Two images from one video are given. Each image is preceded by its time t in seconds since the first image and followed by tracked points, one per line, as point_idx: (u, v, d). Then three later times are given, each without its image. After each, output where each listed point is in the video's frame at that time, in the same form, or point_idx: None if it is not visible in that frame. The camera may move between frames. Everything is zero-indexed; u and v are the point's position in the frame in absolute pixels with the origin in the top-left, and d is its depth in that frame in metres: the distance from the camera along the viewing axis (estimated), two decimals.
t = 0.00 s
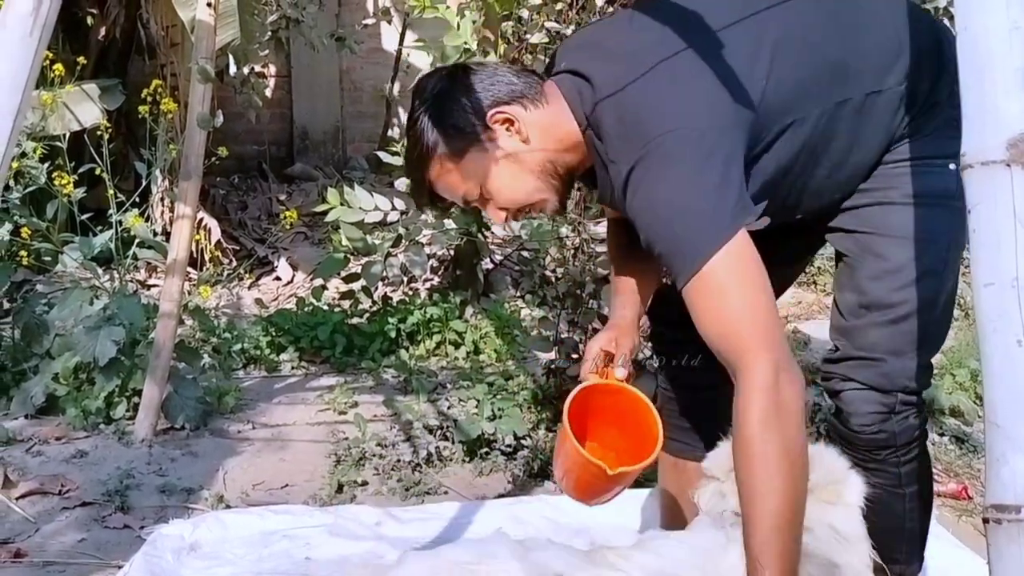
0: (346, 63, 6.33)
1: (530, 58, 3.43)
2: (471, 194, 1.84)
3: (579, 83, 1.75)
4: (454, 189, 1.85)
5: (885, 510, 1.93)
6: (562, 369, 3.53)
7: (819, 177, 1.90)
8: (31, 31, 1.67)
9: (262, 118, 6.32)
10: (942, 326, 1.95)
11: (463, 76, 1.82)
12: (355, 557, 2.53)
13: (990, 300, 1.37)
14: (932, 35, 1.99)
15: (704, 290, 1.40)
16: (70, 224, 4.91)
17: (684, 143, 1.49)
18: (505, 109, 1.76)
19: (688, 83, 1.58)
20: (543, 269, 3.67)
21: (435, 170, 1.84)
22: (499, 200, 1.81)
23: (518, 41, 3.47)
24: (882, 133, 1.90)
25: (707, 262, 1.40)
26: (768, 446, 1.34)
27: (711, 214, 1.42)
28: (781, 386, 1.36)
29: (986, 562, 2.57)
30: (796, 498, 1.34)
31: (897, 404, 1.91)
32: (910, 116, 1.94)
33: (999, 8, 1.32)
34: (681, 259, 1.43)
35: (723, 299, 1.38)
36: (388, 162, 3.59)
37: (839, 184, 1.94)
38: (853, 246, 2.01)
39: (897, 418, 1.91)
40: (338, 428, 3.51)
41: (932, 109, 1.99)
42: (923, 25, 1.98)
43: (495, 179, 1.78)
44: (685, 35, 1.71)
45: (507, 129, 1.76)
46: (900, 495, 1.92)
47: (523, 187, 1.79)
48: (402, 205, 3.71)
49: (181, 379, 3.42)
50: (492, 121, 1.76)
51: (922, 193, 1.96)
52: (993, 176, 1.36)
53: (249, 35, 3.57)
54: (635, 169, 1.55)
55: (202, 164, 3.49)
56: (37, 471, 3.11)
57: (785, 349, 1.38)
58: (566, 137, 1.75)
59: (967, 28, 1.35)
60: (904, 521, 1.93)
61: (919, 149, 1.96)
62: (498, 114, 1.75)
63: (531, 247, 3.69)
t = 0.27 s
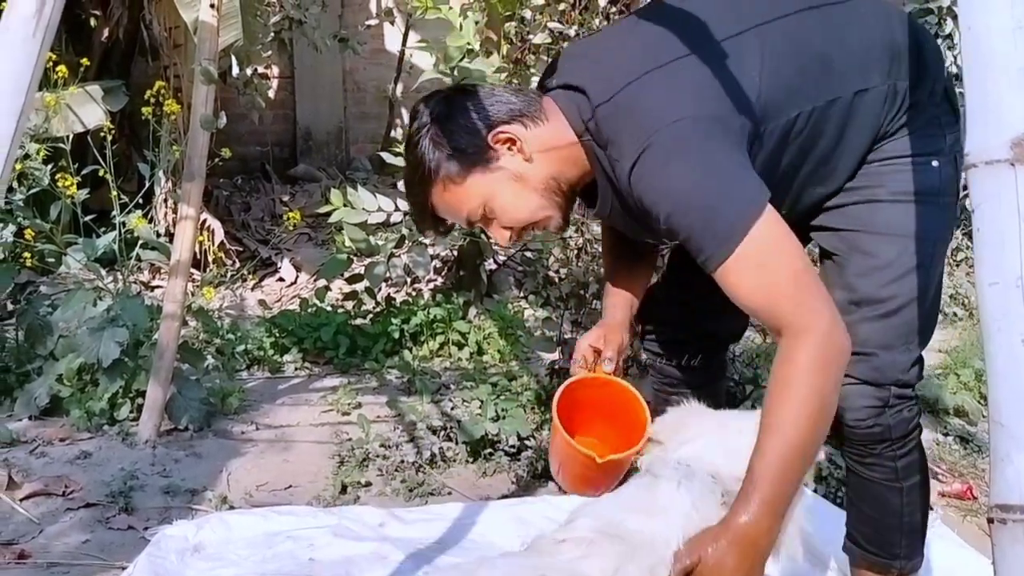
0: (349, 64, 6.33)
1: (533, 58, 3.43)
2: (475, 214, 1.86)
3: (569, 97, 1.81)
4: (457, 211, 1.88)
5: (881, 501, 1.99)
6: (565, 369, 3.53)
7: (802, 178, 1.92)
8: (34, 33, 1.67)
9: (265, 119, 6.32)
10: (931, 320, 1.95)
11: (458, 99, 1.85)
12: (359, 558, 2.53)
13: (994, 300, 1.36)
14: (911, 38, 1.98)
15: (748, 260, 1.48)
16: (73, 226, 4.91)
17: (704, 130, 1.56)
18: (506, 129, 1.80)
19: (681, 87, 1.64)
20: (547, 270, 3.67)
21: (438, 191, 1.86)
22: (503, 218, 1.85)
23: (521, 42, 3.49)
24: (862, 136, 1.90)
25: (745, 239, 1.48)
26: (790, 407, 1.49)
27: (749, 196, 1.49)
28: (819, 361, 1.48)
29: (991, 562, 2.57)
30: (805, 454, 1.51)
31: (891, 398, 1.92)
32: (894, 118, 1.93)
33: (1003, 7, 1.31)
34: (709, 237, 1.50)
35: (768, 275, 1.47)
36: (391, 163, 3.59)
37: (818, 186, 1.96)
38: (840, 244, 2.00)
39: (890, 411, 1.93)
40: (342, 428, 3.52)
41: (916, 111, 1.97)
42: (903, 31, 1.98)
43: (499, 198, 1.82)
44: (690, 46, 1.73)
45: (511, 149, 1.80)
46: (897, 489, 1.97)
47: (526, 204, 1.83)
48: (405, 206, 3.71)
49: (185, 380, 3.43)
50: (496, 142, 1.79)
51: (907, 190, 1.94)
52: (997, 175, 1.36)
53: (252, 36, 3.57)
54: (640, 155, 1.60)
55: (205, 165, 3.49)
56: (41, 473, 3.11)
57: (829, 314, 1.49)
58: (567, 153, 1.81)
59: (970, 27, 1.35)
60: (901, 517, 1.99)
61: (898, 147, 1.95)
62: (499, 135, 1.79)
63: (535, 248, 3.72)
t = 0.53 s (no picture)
0: (353, 64, 6.33)
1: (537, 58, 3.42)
2: (432, 146, 1.87)
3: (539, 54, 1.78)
4: (416, 140, 1.88)
5: (875, 499, 1.97)
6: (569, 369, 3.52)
7: (770, 162, 1.89)
8: (38, 34, 1.67)
9: (270, 120, 6.33)
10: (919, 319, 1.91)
11: (430, 32, 1.85)
12: (364, 558, 2.53)
13: (999, 299, 1.36)
14: (901, 32, 1.92)
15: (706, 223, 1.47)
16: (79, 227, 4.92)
17: (659, 98, 1.52)
18: (472, 67, 1.80)
19: (648, 63, 1.58)
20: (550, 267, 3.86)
21: (398, 119, 1.87)
22: (459, 152, 1.85)
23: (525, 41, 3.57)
24: (835, 126, 1.86)
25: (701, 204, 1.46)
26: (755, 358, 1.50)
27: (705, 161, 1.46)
28: (780, 311, 1.48)
29: (997, 563, 2.56)
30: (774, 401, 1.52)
31: (879, 394, 1.90)
32: (876, 114, 1.88)
33: (1007, 7, 1.31)
34: (664, 202, 1.48)
35: (727, 235, 1.47)
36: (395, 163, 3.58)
37: (791, 174, 1.92)
38: (826, 246, 1.97)
39: (879, 406, 1.91)
40: (346, 429, 3.51)
41: (902, 107, 1.91)
42: (892, 24, 1.91)
43: (456, 133, 1.82)
44: (685, 33, 1.66)
45: (473, 85, 1.80)
46: (889, 484, 1.95)
47: (482, 143, 1.83)
48: (409, 207, 3.73)
49: (189, 381, 3.43)
50: (459, 77, 1.79)
51: (891, 190, 1.90)
52: (1002, 175, 1.35)
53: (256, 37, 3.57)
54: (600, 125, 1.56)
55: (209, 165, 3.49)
56: (46, 473, 3.11)
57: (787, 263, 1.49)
58: (528, 97, 1.79)
59: (975, 26, 1.34)
60: (894, 510, 1.97)
61: (881, 146, 1.90)
62: (465, 71, 1.79)
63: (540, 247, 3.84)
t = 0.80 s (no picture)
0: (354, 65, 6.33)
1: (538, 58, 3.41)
2: (434, 183, 1.81)
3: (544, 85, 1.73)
4: (416, 176, 1.82)
5: (876, 499, 1.97)
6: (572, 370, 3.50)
7: (770, 176, 1.86)
8: (39, 35, 1.67)
9: (271, 121, 6.34)
10: (919, 318, 1.90)
11: (435, 68, 1.80)
12: (366, 559, 2.53)
13: (1000, 299, 1.35)
14: (891, 34, 1.89)
15: (672, 277, 1.47)
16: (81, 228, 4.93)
17: (657, 132, 1.50)
18: (477, 106, 1.73)
19: (652, 88, 1.55)
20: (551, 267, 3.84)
21: (398, 156, 1.81)
22: (461, 192, 1.80)
23: (526, 43, 3.51)
24: (832, 135, 1.84)
25: (674, 253, 1.46)
26: (697, 418, 1.51)
27: (682, 208, 1.45)
28: (728, 379, 1.49)
29: (1000, 563, 2.56)
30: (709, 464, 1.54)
31: (880, 393, 1.90)
32: (872, 120, 1.86)
33: (1008, 7, 1.30)
34: (645, 243, 1.48)
35: (689, 293, 1.47)
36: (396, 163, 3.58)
37: (791, 185, 1.90)
38: (826, 246, 1.96)
39: (881, 405, 1.91)
40: (348, 430, 3.51)
41: (897, 111, 1.89)
42: (884, 28, 1.89)
43: (459, 171, 1.77)
44: (689, 51, 1.64)
45: (476, 124, 1.73)
46: (892, 484, 1.95)
47: (483, 182, 1.77)
48: (410, 206, 3.71)
49: (190, 382, 3.43)
50: (463, 116, 1.73)
51: (891, 190, 1.88)
52: (1003, 175, 1.35)
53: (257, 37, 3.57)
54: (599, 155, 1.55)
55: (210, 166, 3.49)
56: (47, 474, 3.11)
57: (743, 334, 1.50)
58: (534, 136, 1.73)
59: (976, 26, 1.33)
60: (897, 511, 1.96)
61: (880, 146, 1.89)
62: (468, 111, 1.72)
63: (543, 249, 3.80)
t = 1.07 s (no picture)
0: (354, 66, 6.33)
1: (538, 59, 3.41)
2: (439, 235, 1.81)
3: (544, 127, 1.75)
4: (422, 230, 1.82)
5: (873, 498, 1.96)
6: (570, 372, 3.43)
7: (765, 191, 1.85)
8: (39, 37, 1.67)
9: (271, 121, 6.34)
10: (913, 318, 1.91)
11: (430, 122, 1.79)
12: (366, 560, 2.53)
13: (1000, 300, 1.35)
14: (865, 35, 1.89)
15: (670, 298, 1.48)
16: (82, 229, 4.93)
17: (661, 156, 1.53)
18: (479, 160, 1.73)
19: (653, 113, 1.59)
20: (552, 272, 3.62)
21: (403, 210, 1.80)
22: (467, 243, 1.80)
23: (526, 44, 3.43)
24: (821, 142, 1.83)
25: (674, 274, 1.47)
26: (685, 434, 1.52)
27: (682, 226, 1.47)
28: (720, 398, 1.49)
29: (1000, 564, 2.56)
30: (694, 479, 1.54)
31: (875, 392, 1.90)
32: (859, 122, 1.85)
33: (1008, 7, 1.30)
34: (646, 263, 1.49)
35: (687, 312, 1.48)
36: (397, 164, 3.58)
37: (785, 199, 1.90)
38: (819, 247, 1.96)
39: (876, 405, 1.91)
40: (348, 430, 3.51)
41: (883, 112, 1.88)
42: (858, 31, 1.88)
43: (465, 223, 1.76)
44: (689, 70, 1.68)
45: (480, 177, 1.73)
46: (888, 483, 1.94)
47: (489, 231, 1.78)
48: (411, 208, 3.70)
49: (191, 383, 3.43)
50: (467, 171, 1.72)
51: (883, 190, 1.88)
52: (1004, 175, 1.35)
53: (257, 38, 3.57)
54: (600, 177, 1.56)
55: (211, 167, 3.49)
56: (48, 475, 3.12)
57: (739, 354, 1.50)
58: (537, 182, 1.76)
59: (976, 26, 1.34)
60: (894, 510, 1.96)
61: (872, 147, 1.88)
62: (471, 165, 1.71)
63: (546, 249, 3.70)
